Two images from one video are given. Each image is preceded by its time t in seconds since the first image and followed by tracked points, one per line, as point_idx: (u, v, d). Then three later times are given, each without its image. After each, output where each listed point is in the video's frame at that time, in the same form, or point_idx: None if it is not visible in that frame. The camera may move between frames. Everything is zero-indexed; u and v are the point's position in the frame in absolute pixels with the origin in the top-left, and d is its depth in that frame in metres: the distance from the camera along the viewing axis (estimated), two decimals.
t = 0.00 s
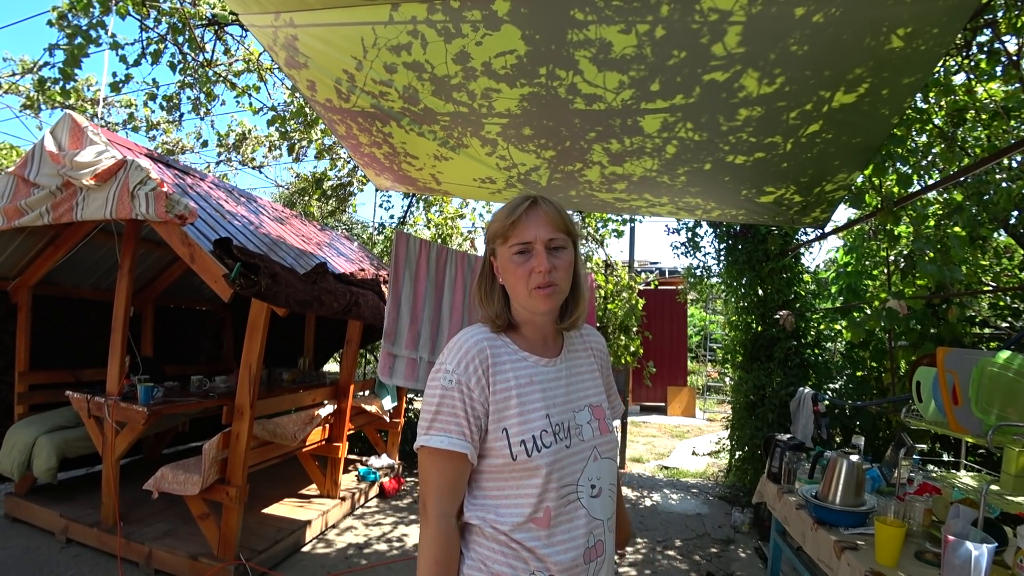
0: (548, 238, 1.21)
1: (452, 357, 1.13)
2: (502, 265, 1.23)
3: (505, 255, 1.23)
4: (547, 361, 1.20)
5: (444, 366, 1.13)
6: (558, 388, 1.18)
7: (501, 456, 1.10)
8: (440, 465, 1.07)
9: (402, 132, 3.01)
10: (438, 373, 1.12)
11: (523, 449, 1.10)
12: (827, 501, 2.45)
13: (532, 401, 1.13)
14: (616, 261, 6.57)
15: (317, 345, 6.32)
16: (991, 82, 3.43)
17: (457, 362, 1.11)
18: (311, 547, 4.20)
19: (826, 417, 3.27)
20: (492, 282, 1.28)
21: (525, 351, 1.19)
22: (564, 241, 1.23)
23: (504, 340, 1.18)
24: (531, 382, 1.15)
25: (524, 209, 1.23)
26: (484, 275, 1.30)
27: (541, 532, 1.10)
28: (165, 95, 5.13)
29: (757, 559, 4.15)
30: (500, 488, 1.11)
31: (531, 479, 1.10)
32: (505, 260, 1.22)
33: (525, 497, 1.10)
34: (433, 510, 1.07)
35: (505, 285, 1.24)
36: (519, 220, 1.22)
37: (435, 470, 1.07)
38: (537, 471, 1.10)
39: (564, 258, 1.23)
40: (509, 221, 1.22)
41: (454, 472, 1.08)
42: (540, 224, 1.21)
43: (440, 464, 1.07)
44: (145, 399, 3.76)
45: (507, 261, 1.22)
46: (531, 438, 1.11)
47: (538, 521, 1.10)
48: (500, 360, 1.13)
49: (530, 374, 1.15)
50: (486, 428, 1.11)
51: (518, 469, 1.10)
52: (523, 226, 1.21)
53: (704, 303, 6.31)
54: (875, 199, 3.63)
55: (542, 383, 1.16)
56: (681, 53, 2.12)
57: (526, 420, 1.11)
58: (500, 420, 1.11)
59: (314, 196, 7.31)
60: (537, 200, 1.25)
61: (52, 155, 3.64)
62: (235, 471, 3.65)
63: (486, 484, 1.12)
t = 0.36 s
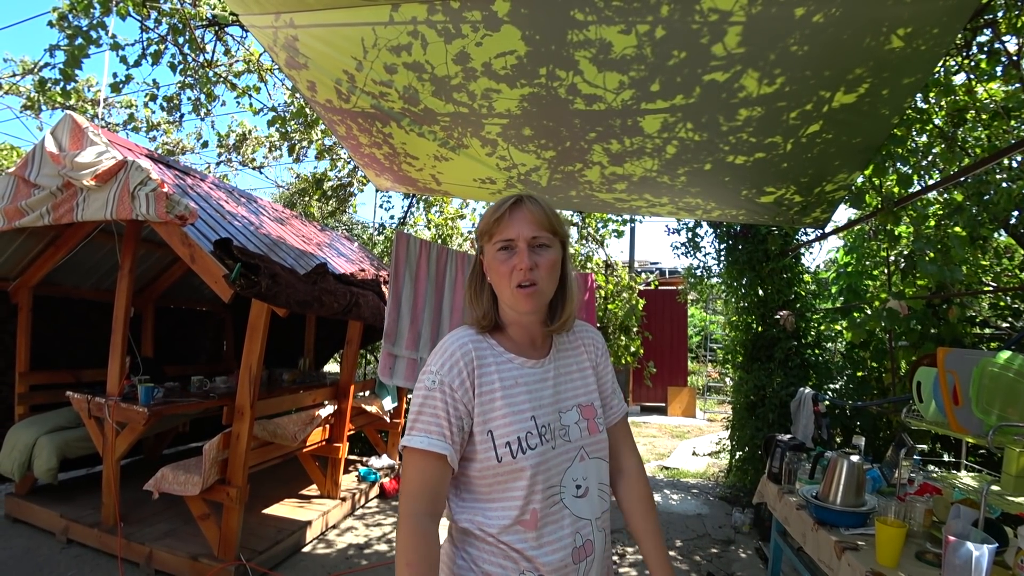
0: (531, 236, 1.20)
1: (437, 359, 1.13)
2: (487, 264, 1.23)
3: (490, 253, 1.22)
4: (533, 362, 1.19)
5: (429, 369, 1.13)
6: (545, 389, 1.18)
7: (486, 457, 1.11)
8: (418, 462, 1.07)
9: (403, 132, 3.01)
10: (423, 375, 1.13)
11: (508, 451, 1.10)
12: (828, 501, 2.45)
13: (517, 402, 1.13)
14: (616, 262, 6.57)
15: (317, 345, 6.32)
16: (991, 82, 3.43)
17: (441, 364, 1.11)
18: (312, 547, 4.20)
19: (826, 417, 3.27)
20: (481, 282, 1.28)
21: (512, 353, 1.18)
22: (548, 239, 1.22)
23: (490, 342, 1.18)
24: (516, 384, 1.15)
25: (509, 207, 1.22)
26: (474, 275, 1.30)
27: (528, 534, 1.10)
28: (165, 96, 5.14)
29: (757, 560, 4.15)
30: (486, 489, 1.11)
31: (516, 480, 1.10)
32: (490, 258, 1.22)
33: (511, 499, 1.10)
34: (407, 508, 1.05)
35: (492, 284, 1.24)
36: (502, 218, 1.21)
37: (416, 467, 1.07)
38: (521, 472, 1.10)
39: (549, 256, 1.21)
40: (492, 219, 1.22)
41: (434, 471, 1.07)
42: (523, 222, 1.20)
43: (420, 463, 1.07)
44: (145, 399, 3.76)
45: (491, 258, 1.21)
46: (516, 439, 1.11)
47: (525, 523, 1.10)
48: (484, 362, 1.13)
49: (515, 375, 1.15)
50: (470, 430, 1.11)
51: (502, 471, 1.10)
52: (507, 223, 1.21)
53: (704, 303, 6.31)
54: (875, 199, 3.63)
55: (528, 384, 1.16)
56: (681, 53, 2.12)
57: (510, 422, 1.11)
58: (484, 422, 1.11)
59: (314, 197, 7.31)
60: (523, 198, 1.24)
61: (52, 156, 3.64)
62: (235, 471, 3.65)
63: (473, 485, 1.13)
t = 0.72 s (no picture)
0: (516, 235, 1.18)
1: (414, 362, 1.17)
2: (473, 263, 1.23)
3: (474, 252, 1.22)
4: (515, 364, 1.17)
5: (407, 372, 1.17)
6: (526, 392, 1.16)
7: (465, 460, 1.12)
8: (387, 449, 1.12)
9: (404, 133, 3.01)
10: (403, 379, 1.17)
11: (484, 455, 1.11)
12: (830, 502, 2.44)
13: (493, 405, 1.13)
14: (618, 262, 6.57)
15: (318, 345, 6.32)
16: (994, 83, 3.42)
17: (416, 367, 1.15)
18: (313, 547, 4.20)
19: (828, 418, 3.27)
20: (469, 282, 1.29)
21: (494, 355, 1.18)
22: (534, 239, 1.20)
23: (471, 345, 1.19)
24: (494, 387, 1.14)
25: (494, 206, 1.21)
26: (463, 276, 1.30)
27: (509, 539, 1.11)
28: (167, 96, 5.15)
29: (759, 561, 4.15)
30: (466, 491, 1.13)
31: (492, 484, 1.11)
32: (475, 257, 1.22)
33: (489, 503, 1.11)
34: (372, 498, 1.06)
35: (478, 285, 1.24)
36: (487, 217, 1.21)
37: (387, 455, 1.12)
38: (497, 476, 1.10)
39: (533, 255, 1.19)
40: (477, 218, 1.21)
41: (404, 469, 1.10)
42: (508, 221, 1.19)
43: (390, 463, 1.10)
44: (147, 399, 3.77)
45: (476, 257, 1.21)
46: (492, 443, 1.11)
47: (505, 527, 1.11)
48: (460, 365, 1.15)
49: (495, 378, 1.15)
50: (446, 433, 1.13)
51: (480, 474, 1.11)
52: (491, 222, 1.20)
53: (706, 304, 6.31)
54: (877, 199, 3.62)
55: (507, 386, 1.15)
56: (683, 53, 2.12)
57: (486, 426, 1.11)
58: (460, 425, 1.12)
59: (315, 197, 7.32)
60: (509, 197, 1.23)
61: (55, 156, 3.65)
62: (236, 471, 3.65)
63: (455, 487, 1.15)
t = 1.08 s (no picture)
0: (518, 232, 1.19)
1: (414, 364, 1.15)
2: (473, 261, 1.22)
3: (475, 249, 1.22)
4: (517, 366, 1.17)
5: (407, 375, 1.15)
6: (529, 394, 1.16)
7: (468, 464, 1.12)
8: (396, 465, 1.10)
9: (408, 132, 3.01)
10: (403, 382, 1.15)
11: (487, 459, 1.10)
12: (833, 503, 2.44)
13: (496, 408, 1.12)
14: (621, 262, 6.57)
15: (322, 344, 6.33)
16: (999, 83, 3.41)
17: (417, 370, 1.13)
18: (315, 545, 4.21)
19: (831, 419, 3.26)
20: (467, 282, 1.29)
21: (495, 357, 1.18)
22: (536, 236, 1.21)
23: (472, 346, 1.18)
24: (497, 389, 1.14)
25: (496, 203, 1.22)
26: (461, 275, 1.30)
27: (513, 545, 1.09)
28: (171, 95, 5.16)
29: (761, 561, 4.15)
30: (470, 497, 1.12)
31: (496, 488, 1.10)
32: (476, 254, 1.21)
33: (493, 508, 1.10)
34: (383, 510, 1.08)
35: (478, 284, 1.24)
36: (489, 214, 1.21)
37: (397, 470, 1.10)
38: (502, 480, 1.09)
39: (535, 253, 1.20)
40: (478, 215, 1.21)
41: (408, 475, 1.10)
42: (510, 218, 1.20)
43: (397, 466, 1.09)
44: (151, 397, 3.78)
45: (477, 255, 1.21)
46: (496, 447, 1.10)
47: (509, 533, 1.10)
48: (463, 367, 1.14)
49: (497, 380, 1.15)
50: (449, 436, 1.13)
51: (483, 478, 1.10)
52: (493, 219, 1.20)
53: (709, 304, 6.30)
54: (881, 199, 3.61)
55: (510, 388, 1.15)
56: (687, 53, 2.11)
57: (490, 429, 1.11)
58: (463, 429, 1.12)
59: (319, 196, 7.33)
60: (511, 194, 1.24)
61: (60, 154, 3.66)
62: (239, 470, 3.66)
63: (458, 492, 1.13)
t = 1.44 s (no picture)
0: (527, 223, 1.22)
1: (440, 362, 1.10)
2: (486, 260, 1.23)
3: (486, 249, 1.23)
4: (539, 365, 1.18)
5: (432, 374, 1.10)
6: (550, 393, 1.17)
7: (493, 465, 1.09)
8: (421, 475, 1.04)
9: (410, 132, 3.02)
10: (426, 380, 1.09)
11: (517, 459, 1.09)
12: (836, 504, 2.43)
13: (524, 407, 1.12)
14: (623, 262, 6.57)
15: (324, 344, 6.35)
16: (1002, 83, 3.41)
17: (446, 368, 1.09)
18: (318, 545, 4.22)
19: (834, 419, 3.26)
20: (478, 287, 1.29)
21: (517, 355, 1.17)
22: (543, 226, 1.25)
23: (494, 344, 1.17)
24: (523, 388, 1.13)
25: (497, 202, 1.25)
26: (468, 282, 1.30)
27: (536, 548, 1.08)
28: (175, 96, 5.17)
29: (764, 562, 4.14)
30: (493, 500, 1.09)
31: (523, 489, 1.08)
32: (488, 253, 1.22)
33: (518, 510, 1.08)
34: (405, 522, 1.02)
35: (493, 284, 1.23)
36: (492, 212, 1.24)
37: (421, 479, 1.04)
38: (530, 480, 1.09)
39: (545, 242, 1.23)
40: (483, 215, 1.25)
41: (434, 485, 1.04)
42: (515, 212, 1.23)
43: (419, 471, 1.04)
44: (154, 397, 3.78)
45: (490, 253, 1.22)
46: (524, 447, 1.10)
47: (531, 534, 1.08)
48: (491, 365, 1.12)
49: (523, 380, 1.14)
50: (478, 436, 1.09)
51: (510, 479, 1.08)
52: (498, 216, 1.24)
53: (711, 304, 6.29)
54: (884, 199, 3.61)
55: (535, 388, 1.15)
56: (690, 53, 2.11)
57: (518, 429, 1.10)
58: (491, 428, 1.09)
59: (321, 196, 7.34)
60: (510, 193, 1.28)
61: (64, 155, 3.67)
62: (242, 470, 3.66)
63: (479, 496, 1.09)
